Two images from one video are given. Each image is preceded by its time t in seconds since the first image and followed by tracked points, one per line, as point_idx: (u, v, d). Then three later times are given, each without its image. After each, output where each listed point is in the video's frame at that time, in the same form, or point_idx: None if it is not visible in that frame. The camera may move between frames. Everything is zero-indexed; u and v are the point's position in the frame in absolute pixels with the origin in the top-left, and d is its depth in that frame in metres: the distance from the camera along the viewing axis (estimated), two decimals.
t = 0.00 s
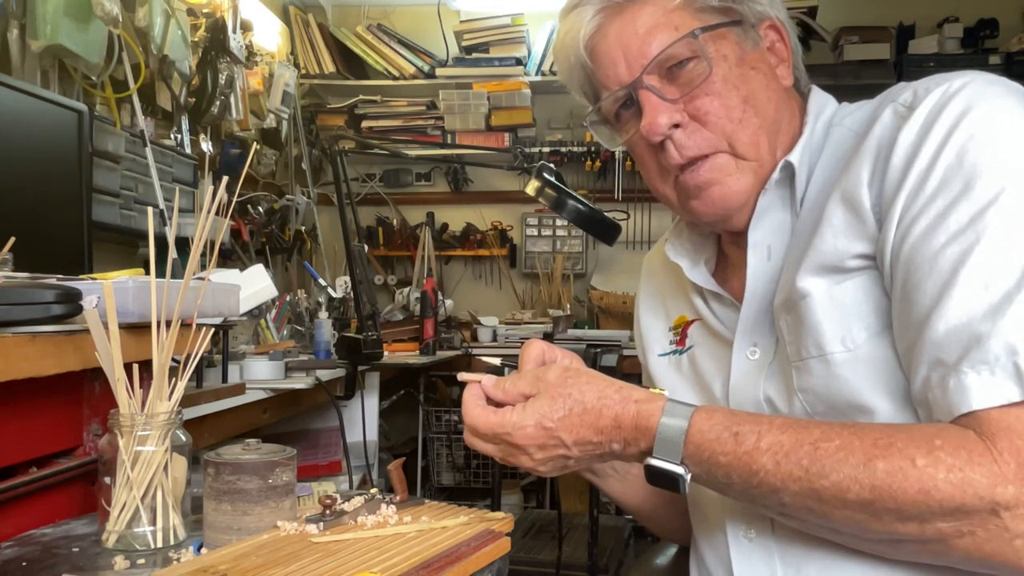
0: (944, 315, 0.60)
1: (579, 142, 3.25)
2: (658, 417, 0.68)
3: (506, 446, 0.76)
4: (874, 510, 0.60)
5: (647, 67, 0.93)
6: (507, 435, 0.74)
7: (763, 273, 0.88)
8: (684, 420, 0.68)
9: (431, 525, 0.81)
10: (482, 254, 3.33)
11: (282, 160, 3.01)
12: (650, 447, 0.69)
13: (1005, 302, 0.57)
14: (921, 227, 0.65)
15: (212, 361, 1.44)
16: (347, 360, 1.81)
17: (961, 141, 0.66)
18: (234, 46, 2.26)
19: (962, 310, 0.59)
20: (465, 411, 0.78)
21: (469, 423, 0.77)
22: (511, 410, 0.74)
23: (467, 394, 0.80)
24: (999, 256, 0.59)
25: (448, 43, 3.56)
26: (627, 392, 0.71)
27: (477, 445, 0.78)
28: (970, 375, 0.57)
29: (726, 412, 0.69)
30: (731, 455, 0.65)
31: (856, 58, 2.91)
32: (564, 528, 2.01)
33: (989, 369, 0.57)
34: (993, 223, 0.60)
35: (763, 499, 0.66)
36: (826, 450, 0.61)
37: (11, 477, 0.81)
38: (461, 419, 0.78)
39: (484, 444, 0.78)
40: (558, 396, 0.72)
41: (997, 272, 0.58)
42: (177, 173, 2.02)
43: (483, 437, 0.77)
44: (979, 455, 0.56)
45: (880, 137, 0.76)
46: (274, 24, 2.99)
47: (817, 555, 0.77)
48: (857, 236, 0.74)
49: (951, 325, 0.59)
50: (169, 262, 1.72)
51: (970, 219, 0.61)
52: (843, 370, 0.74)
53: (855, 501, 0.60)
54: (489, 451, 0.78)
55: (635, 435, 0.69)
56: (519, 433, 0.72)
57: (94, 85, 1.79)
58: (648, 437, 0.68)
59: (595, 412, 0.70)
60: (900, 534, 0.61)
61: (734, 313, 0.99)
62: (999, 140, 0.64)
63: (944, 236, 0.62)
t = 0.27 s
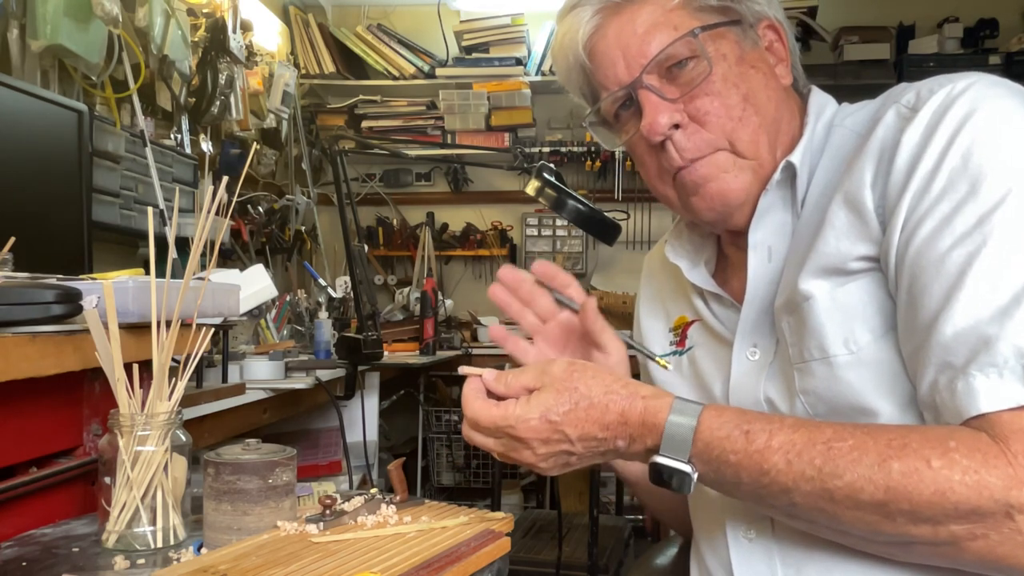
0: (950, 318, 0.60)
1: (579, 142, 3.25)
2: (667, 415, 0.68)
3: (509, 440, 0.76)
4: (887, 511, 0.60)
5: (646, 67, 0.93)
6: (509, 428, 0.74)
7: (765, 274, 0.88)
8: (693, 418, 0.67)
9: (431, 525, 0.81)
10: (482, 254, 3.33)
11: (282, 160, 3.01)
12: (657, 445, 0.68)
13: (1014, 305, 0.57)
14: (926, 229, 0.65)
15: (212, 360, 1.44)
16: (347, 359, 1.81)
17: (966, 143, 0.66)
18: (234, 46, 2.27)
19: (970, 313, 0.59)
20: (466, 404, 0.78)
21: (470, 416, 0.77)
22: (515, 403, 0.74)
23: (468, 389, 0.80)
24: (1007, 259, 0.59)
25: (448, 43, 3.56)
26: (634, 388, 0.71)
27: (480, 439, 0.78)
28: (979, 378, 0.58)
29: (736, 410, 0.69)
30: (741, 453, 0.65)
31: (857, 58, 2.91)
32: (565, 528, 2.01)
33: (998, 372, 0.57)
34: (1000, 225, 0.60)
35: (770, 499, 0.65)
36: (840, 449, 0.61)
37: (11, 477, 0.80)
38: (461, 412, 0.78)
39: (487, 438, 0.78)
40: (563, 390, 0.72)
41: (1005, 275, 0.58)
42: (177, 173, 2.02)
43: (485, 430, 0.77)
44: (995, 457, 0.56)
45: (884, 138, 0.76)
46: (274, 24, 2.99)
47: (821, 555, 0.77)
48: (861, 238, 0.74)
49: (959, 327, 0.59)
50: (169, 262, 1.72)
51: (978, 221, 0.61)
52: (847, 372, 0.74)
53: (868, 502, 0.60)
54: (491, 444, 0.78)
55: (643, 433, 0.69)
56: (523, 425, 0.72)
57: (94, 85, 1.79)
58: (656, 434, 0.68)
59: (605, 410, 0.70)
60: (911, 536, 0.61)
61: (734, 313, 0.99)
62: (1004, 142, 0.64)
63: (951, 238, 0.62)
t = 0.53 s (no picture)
0: (949, 320, 0.60)
1: (579, 142, 3.25)
2: (665, 418, 0.68)
3: (508, 443, 0.76)
4: (885, 514, 0.60)
5: (648, 65, 0.93)
6: (508, 431, 0.74)
7: (765, 275, 0.88)
8: (691, 421, 0.67)
9: (431, 525, 0.81)
10: (482, 254, 3.33)
11: (282, 160, 3.01)
12: (655, 448, 0.69)
13: (1012, 307, 0.57)
14: (925, 231, 0.65)
15: (212, 360, 1.44)
16: (347, 360, 1.81)
17: (966, 144, 0.66)
18: (234, 46, 2.27)
19: (969, 314, 0.59)
20: (466, 408, 0.78)
21: (470, 420, 0.77)
22: (514, 405, 0.74)
23: (468, 393, 0.80)
24: (1005, 261, 0.59)
25: (448, 43, 3.56)
26: (633, 391, 0.71)
27: (479, 442, 0.78)
28: (978, 381, 0.58)
29: (735, 413, 0.69)
30: (740, 455, 0.65)
31: (856, 58, 2.91)
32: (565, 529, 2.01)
33: (997, 374, 0.57)
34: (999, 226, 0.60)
35: (769, 501, 0.65)
36: (837, 452, 0.61)
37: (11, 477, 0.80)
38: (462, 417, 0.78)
39: (486, 441, 0.78)
40: (560, 394, 0.72)
41: (1004, 277, 0.58)
42: (177, 173, 2.02)
43: (484, 434, 0.77)
44: (991, 460, 0.56)
45: (884, 139, 0.76)
46: (274, 24, 2.99)
47: (820, 557, 0.77)
48: (861, 239, 0.74)
49: (958, 329, 0.59)
50: (169, 262, 1.72)
51: (977, 223, 0.61)
52: (846, 373, 0.74)
53: (865, 504, 0.60)
54: (490, 448, 0.78)
55: (641, 436, 0.69)
56: (522, 428, 0.73)
57: (94, 85, 1.79)
58: (654, 437, 0.68)
59: (602, 413, 0.70)
60: (910, 539, 0.61)
61: (735, 313, 0.99)
62: (1004, 144, 0.64)
63: (950, 239, 0.62)
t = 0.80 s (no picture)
0: (955, 320, 0.60)
1: (579, 142, 3.25)
2: (671, 418, 0.68)
3: (513, 444, 0.75)
4: (894, 515, 0.60)
5: (655, 54, 0.93)
6: (513, 431, 0.73)
7: (766, 275, 0.88)
8: (696, 421, 0.68)
9: (431, 525, 0.81)
10: (482, 254, 3.33)
11: (282, 160, 3.01)
12: (661, 448, 0.68)
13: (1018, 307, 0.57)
14: (929, 231, 0.65)
15: (212, 360, 1.43)
16: (347, 359, 1.81)
17: (970, 144, 0.66)
18: (234, 46, 2.27)
19: (975, 315, 0.59)
20: (469, 409, 0.77)
21: (473, 421, 0.76)
22: (518, 406, 0.74)
23: (470, 393, 0.79)
24: (1011, 261, 0.59)
25: (448, 43, 3.56)
26: (638, 391, 0.71)
27: (482, 443, 0.78)
28: (984, 381, 0.58)
29: (740, 413, 0.69)
30: (747, 456, 0.65)
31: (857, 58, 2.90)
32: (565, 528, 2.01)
33: (1003, 374, 0.57)
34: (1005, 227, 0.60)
35: (776, 502, 0.65)
36: (846, 452, 0.61)
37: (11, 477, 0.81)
38: (464, 417, 0.77)
39: (490, 442, 0.77)
40: (566, 392, 0.72)
41: (1010, 277, 0.58)
42: (177, 173, 2.02)
43: (487, 435, 0.77)
44: (1001, 459, 0.56)
45: (885, 139, 0.76)
46: (274, 24, 2.99)
47: (823, 557, 0.77)
48: (863, 239, 0.74)
49: (964, 330, 0.59)
50: (169, 262, 1.72)
51: (982, 223, 0.61)
52: (849, 373, 0.74)
53: (874, 504, 0.60)
54: (494, 448, 0.77)
55: (646, 436, 0.69)
56: (526, 428, 0.72)
57: (94, 85, 1.79)
58: (660, 437, 0.68)
59: (609, 412, 0.70)
60: (918, 539, 0.61)
61: (734, 313, 0.99)
62: (1008, 144, 0.64)
63: (955, 240, 0.62)
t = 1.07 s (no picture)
0: (955, 322, 0.60)
1: (579, 142, 3.25)
2: (670, 422, 0.68)
3: (512, 449, 0.76)
4: (893, 518, 0.60)
5: (653, 54, 0.93)
6: (512, 436, 0.74)
7: (765, 275, 0.88)
8: (695, 425, 0.67)
9: (431, 525, 0.81)
10: (482, 254, 3.33)
11: (282, 160, 3.01)
12: (660, 452, 0.68)
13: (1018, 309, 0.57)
14: (929, 232, 0.65)
15: (212, 360, 1.43)
16: (347, 359, 1.81)
17: (970, 145, 0.66)
18: (234, 47, 2.27)
19: (975, 317, 0.59)
20: (469, 414, 0.79)
21: (473, 426, 0.78)
22: (517, 411, 0.74)
23: (470, 399, 0.81)
24: (1012, 263, 0.59)
25: (448, 43, 3.56)
26: (636, 395, 0.71)
27: (482, 448, 0.79)
28: (984, 383, 0.58)
29: (739, 416, 0.69)
30: (746, 460, 0.65)
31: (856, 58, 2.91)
32: (565, 528, 2.01)
33: (1003, 376, 0.57)
34: (1004, 228, 0.60)
35: (775, 505, 0.65)
36: (846, 455, 0.61)
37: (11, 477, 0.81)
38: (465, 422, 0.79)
39: (491, 446, 0.78)
40: (565, 396, 0.72)
41: (1010, 279, 0.58)
42: (177, 173, 2.02)
43: (488, 440, 0.78)
44: (1000, 463, 0.56)
45: (885, 140, 0.76)
46: (274, 24, 2.99)
47: (823, 559, 0.77)
48: (862, 240, 0.74)
49: (964, 331, 0.59)
50: (169, 262, 1.72)
51: (981, 224, 0.61)
52: (849, 374, 0.74)
53: (874, 508, 0.60)
54: (494, 453, 0.78)
55: (645, 440, 0.69)
56: (525, 433, 0.73)
57: (94, 85, 1.79)
58: (659, 441, 0.68)
59: (608, 416, 0.70)
60: (918, 542, 0.61)
61: (734, 313, 0.98)
62: (1007, 144, 0.64)
63: (954, 241, 0.62)
